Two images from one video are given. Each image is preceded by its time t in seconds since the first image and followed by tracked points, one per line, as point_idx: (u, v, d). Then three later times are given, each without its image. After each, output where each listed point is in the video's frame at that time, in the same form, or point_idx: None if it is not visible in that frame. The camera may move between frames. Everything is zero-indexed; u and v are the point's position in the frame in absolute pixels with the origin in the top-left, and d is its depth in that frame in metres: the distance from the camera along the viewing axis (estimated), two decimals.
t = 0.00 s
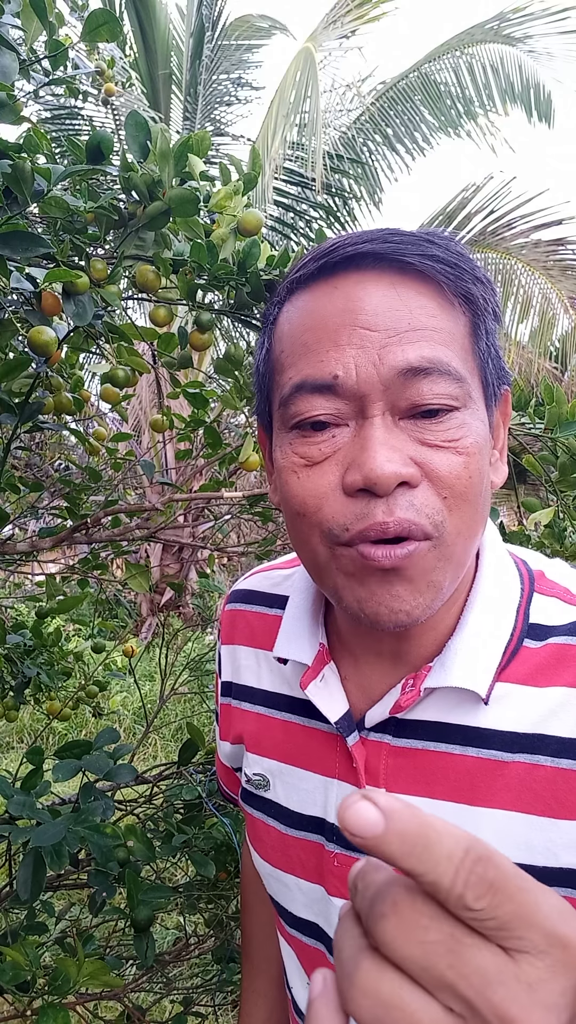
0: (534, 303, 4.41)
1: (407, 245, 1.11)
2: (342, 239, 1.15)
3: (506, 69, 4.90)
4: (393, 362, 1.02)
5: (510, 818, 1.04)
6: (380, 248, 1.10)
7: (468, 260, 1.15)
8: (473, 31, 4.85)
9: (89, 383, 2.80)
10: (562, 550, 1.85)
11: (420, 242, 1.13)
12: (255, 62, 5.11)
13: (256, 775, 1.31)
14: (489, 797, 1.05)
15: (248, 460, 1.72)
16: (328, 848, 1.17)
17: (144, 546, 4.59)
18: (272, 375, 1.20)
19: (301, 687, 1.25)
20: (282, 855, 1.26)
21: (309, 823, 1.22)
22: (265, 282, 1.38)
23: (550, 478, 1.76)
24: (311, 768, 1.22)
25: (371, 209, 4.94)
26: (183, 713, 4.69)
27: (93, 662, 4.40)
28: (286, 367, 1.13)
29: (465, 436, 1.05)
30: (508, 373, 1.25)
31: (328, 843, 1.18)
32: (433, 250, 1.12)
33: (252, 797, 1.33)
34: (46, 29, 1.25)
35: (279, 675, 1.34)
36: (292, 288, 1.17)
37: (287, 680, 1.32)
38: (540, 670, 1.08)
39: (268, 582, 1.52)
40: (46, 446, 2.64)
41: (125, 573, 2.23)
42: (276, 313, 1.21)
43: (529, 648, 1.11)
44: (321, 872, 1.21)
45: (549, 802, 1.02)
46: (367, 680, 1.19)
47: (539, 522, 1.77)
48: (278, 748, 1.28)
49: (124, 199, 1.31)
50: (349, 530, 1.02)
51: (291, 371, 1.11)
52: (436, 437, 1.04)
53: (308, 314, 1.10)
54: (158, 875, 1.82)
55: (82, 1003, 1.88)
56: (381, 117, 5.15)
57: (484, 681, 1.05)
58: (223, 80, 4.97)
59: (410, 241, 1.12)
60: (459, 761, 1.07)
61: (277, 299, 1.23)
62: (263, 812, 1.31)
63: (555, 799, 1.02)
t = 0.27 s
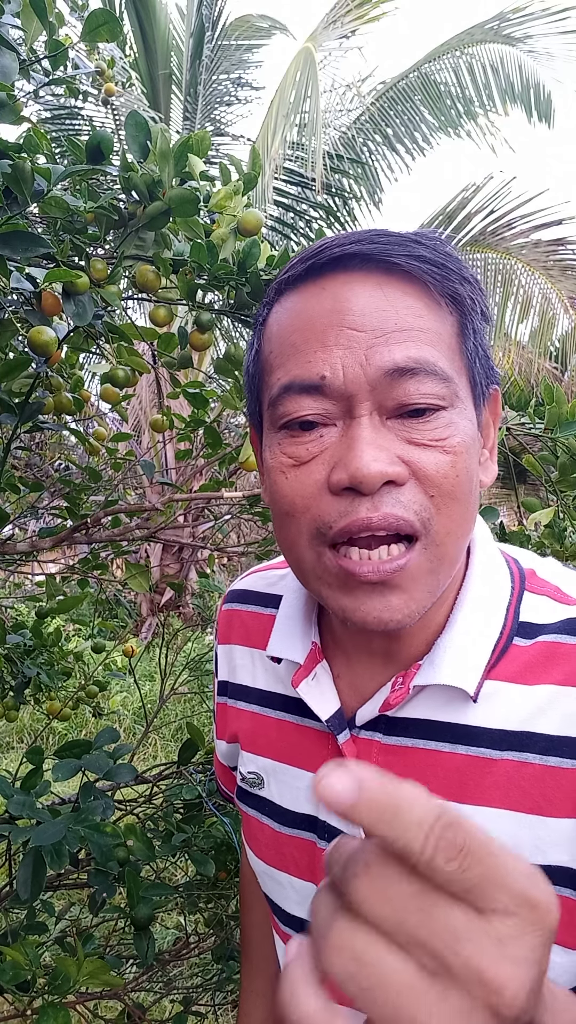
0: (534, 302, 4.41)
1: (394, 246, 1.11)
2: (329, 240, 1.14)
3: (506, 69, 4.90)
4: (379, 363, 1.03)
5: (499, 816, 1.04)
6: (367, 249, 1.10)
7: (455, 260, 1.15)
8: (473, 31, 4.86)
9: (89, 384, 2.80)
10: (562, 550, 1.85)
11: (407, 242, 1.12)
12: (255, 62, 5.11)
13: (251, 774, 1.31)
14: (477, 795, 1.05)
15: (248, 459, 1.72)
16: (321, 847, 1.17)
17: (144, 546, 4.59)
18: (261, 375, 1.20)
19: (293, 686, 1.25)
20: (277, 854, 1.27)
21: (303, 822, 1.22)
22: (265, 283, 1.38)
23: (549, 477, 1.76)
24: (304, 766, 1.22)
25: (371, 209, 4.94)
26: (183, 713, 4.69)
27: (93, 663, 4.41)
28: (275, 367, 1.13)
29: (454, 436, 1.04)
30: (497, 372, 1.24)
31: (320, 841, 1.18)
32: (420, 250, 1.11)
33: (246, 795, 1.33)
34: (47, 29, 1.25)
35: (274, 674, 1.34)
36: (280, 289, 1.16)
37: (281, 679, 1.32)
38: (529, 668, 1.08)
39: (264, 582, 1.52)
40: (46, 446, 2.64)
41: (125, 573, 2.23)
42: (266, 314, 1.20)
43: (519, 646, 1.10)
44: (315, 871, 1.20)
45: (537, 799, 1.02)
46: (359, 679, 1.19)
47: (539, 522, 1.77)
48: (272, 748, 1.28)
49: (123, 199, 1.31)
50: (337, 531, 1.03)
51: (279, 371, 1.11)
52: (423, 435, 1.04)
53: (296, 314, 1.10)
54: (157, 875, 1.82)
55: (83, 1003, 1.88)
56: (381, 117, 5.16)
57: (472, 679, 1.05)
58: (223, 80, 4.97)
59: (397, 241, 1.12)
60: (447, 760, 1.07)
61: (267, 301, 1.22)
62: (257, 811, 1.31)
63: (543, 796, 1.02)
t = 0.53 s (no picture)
0: (534, 302, 4.41)
1: (384, 250, 1.10)
2: (319, 244, 1.13)
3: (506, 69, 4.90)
4: (371, 373, 1.02)
5: (492, 817, 1.04)
6: (357, 255, 1.08)
7: (444, 263, 1.14)
8: (473, 31, 4.86)
9: (89, 383, 2.80)
10: (562, 551, 1.85)
11: (396, 246, 1.12)
12: (255, 62, 5.11)
13: (246, 775, 1.31)
14: (471, 797, 1.05)
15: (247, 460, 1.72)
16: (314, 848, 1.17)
17: (144, 546, 4.59)
18: (252, 382, 1.19)
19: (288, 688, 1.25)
20: (272, 855, 1.27)
21: (297, 822, 1.22)
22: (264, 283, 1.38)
23: (549, 478, 1.76)
24: (298, 767, 1.22)
25: (370, 209, 4.94)
26: (183, 713, 4.69)
27: (93, 663, 4.41)
28: (265, 375, 1.12)
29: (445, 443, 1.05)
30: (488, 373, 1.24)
31: (315, 843, 1.17)
32: (409, 254, 1.11)
33: (241, 796, 1.34)
34: (47, 29, 1.25)
35: (268, 676, 1.34)
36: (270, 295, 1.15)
37: (275, 681, 1.32)
38: (522, 669, 1.08)
39: (259, 583, 1.51)
40: (46, 446, 2.64)
41: (125, 573, 2.23)
42: (254, 320, 1.20)
43: (511, 647, 1.10)
44: (309, 871, 1.21)
45: (530, 801, 1.03)
46: (354, 682, 1.20)
47: (538, 522, 1.76)
48: (267, 749, 1.28)
49: (123, 199, 1.31)
50: (329, 538, 1.03)
51: (270, 381, 1.11)
52: (416, 442, 1.04)
53: (285, 322, 1.09)
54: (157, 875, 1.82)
55: (83, 1003, 1.88)
56: (381, 117, 5.16)
57: (465, 681, 1.05)
58: (223, 80, 4.97)
59: (386, 244, 1.11)
60: (441, 762, 1.07)
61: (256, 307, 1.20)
62: (253, 813, 1.31)
63: (536, 798, 1.02)
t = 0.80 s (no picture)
0: (534, 302, 4.41)
1: (386, 248, 1.10)
2: (322, 241, 1.13)
3: (506, 69, 4.90)
4: (371, 369, 1.02)
5: (491, 811, 1.04)
6: (359, 253, 1.08)
7: (445, 261, 1.14)
8: (473, 31, 4.86)
9: (89, 383, 2.80)
10: (561, 551, 1.85)
11: (398, 244, 1.12)
12: (255, 62, 5.11)
13: (247, 771, 1.31)
14: (470, 791, 1.05)
15: (247, 460, 1.73)
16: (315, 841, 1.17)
17: (144, 546, 4.59)
18: (256, 378, 1.19)
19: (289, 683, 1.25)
20: (273, 849, 1.27)
21: (297, 817, 1.22)
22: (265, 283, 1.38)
23: (549, 478, 1.76)
24: (299, 762, 1.22)
25: (371, 209, 4.94)
26: (183, 713, 4.69)
27: (93, 663, 4.41)
28: (269, 371, 1.12)
29: (444, 439, 1.05)
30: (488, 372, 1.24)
31: (315, 836, 1.17)
32: (411, 252, 1.10)
33: (242, 792, 1.33)
34: (47, 29, 1.25)
35: (269, 672, 1.34)
36: (273, 292, 1.15)
37: (277, 677, 1.32)
38: (521, 665, 1.08)
39: (260, 581, 1.51)
40: (46, 446, 2.64)
41: (125, 573, 2.23)
42: (259, 317, 1.20)
43: (510, 643, 1.10)
44: (309, 865, 1.21)
45: (528, 795, 1.03)
46: (354, 676, 1.20)
47: (539, 522, 1.76)
48: (268, 744, 1.28)
49: (123, 199, 1.31)
50: (330, 531, 1.03)
51: (272, 376, 1.11)
52: (415, 437, 1.04)
53: (289, 318, 1.10)
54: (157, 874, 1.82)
55: (83, 1003, 1.88)
56: (381, 117, 5.16)
57: (464, 676, 1.05)
58: (223, 80, 4.97)
59: (388, 242, 1.11)
60: (440, 755, 1.07)
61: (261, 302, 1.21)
62: (254, 808, 1.31)
63: (534, 792, 1.02)
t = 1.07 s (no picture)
0: (534, 302, 4.41)
1: (389, 252, 1.10)
2: (328, 247, 1.13)
3: (506, 69, 4.90)
4: (376, 372, 1.02)
5: (493, 805, 1.04)
6: (363, 258, 1.08)
7: (449, 265, 1.14)
8: (473, 31, 4.86)
9: (89, 383, 2.80)
10: (562, 550, 1.85)
11: (402, 248, 1.11)
12: (255, 62, 5.10)
13: (253, 766, 1.31)
14: (473, 785, 1.05)
15: (248, 460, 1.73)
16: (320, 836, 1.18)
17: (144, 546, 4.59)
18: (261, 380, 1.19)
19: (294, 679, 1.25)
20: (278, 845, 1.27)
21: (303, 812, 1.22)
22: (265, 282, 1.38)
23: (549, 478, 1.76)
24: (305, 758, 1.22)
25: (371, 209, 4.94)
26: (183, 713, 4.69)
27: (93, 663, 4.41)
28: (275, 373, 1.12)
29: (446, 438, 1.05)
30: (490, 374, 1.23)
31: (320, 832, 1.18)
32: (414, 256, 1.10)
33: (248, 788, 1.33)
34: (47, 29, 1.25)
35: (275, 669, 1.34)
36: (280, 296, 1.15)
37: (282, 673, 1.32)
38: (524, 660, 1.08)
39: (265, 581, 1.51)
40: (46, 446, 2.64)
41: (125, 573, 2.23)
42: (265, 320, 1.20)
43: (513, 640, 1.10)
44: (315, 859, 1.21)
45: (531, 789, 1.03)
46: (359, 672, 1.19)
47: (539, 522, 1.76)
48: (274, 740, 1.28)
49: (123, 199, 1.31)
50: (334, 531, 1.03)
51: (278, 379, 1.11)
52: (418, 439, 1.04)
53: (295, 320, 1.09)
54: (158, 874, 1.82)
55: (83, 1003, 1.88)
56: (381, 117, 5.16)
57: (468, 672, 1.05)
58: (223, 80, 4.97)
59: (391, 246, 1.11)
60: (444, 751, 1.07)
61: (266, 305, 1.21)
62: (259, 804, 1.31)
63: (537, 786, 1.02)
